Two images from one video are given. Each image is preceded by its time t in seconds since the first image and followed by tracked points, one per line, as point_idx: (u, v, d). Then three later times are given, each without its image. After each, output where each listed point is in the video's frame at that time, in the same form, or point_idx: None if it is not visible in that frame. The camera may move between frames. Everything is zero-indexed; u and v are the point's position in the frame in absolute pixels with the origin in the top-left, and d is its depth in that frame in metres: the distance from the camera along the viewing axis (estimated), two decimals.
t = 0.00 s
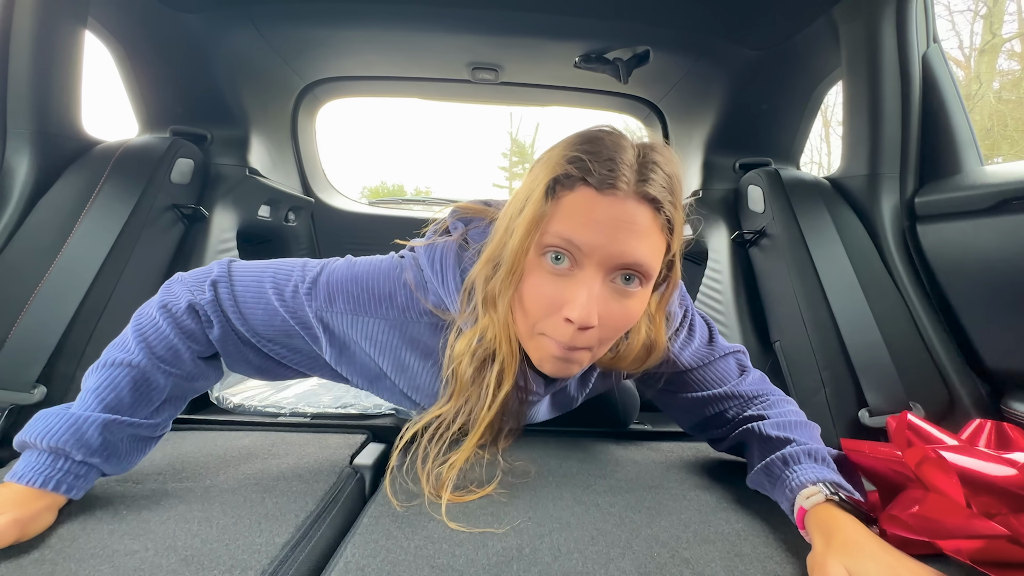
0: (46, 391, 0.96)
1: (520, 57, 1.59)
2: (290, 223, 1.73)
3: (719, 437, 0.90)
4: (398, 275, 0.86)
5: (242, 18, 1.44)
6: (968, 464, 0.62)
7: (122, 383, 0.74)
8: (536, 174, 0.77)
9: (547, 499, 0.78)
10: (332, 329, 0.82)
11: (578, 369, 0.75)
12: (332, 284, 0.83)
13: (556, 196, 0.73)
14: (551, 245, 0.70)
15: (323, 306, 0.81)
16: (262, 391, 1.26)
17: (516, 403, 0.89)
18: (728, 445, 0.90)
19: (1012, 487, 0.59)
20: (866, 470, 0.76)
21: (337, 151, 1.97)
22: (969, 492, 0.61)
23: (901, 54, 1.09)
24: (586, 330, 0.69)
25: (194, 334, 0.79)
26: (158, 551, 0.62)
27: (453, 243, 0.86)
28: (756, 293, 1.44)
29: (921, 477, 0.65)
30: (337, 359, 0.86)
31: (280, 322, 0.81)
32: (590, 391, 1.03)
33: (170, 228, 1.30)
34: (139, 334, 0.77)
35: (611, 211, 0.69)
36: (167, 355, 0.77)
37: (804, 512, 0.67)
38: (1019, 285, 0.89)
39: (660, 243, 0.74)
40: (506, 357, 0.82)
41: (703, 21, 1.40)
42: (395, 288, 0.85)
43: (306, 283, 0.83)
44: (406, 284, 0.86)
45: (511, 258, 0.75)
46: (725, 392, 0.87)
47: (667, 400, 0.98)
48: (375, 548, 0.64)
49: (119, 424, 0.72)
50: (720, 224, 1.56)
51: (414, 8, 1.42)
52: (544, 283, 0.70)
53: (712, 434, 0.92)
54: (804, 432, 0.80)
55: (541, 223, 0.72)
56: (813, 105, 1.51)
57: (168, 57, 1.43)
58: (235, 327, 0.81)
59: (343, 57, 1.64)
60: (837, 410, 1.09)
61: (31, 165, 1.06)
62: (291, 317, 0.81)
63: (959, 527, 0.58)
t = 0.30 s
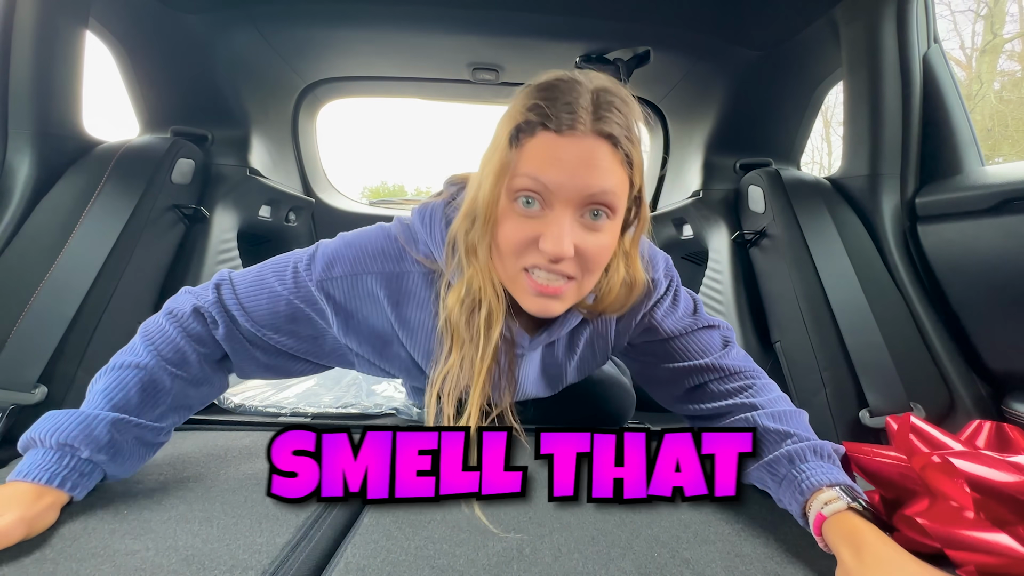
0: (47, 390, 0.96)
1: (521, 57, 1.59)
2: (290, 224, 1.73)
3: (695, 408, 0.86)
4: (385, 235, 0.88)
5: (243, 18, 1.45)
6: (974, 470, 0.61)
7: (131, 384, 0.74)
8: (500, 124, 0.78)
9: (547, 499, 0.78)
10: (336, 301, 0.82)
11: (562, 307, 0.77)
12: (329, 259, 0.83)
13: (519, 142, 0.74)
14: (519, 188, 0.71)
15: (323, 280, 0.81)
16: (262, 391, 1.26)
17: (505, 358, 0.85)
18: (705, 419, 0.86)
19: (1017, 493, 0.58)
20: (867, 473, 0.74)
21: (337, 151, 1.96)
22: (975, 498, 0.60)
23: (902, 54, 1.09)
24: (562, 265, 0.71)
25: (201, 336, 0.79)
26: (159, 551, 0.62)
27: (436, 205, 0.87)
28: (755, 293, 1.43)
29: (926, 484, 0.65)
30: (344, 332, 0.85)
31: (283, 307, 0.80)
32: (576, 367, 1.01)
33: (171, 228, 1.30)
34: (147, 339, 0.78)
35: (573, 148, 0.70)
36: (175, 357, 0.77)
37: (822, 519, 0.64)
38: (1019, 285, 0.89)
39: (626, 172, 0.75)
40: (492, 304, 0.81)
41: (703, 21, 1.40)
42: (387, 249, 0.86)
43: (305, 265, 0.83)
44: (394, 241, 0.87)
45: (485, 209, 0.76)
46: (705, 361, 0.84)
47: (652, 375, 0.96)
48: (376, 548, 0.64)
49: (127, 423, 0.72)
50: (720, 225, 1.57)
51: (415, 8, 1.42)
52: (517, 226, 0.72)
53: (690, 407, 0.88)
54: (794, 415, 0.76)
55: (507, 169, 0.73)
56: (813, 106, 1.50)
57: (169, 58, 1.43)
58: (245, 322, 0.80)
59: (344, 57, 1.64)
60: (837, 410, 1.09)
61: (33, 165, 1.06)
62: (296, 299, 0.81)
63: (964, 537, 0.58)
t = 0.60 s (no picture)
0: (46, 391, 0.96)
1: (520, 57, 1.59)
2: (290, 224, 1.72)
3: (674, 393, 0.86)
4: (356, 220, 0.93)
5: (243, 18, 1.45)
6: (970, 463, 0.63)
7: (147, 395, 0.76)
8: (451, 86, 0.83)
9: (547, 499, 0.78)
10: (329, 298, 0.86)
11: (527, 256, 0.80)
12: (314, 261, 0.88)
13: (471, 98, 0.79)
14: (475, 135, 0.76)
15: (313, 281, 0.86)
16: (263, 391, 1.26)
17: (472, 318, 0.89)
18: (685, 405, 0.85)
19: (1015, 485, 0.60)
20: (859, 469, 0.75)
21: (337, 151, 1.95)
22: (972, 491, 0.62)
23: (902, 53, 1.09)
24: (523, 206, 0.75)
25: (217, 357, 0.82)
26: (159, 551, 0.62)
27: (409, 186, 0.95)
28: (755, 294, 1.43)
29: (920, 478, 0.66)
30: (340, 328, 0.89)
31: (282, 315, 0.85)
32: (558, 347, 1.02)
33: (170, 228, 1.30)
34: (172, 358, 0.82)
35: (522, 97, 0.75)
36: (191, 372, 0.80)
37: (820, 520, 0.64)
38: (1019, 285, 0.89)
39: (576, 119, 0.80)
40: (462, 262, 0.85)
41: (703, 21, 1.40)
42: (357, 233, 0.90)
43: (296, 274, 0.88)
44: (365, 223, 0.92)
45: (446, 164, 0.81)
46: (684, 343, 0.84)
47: (633, 359, 0.96)
48: (376, 548, 0.64)
49: (138, 427, 0.73)
50: (720, 224, 1.56)
51: (415, 8, 1.42)
52: (477, 171, 0.76)
53: (668, 391, 0.88)
54: (775, 404, 0.76)
55: (463, 121, 0.78)
56: (813, 105, 1.50)
57: (168, 57, 1.43)
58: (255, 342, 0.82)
59: (345, 57, 1.64)
60: (837, 410, 1.09)
61: (32, 165, 1.06)
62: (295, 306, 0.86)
63: (965, 522, 0.59)
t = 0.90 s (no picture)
0: (46, 391, 0.96)
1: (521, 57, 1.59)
2: (290, 224, 1.72)
3: (668, 401, 0.85)
4: (348, 235, 0.97)
5: (244, 18, 1.45)
6: (969, 466, 0.63)
7: (161, 407, 0.76)
8: (419, 101, 0.85)
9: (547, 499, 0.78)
10: (329, 313, 0.86)
11: (510, 258, 0.80)
12: (311, 278, 0.90)
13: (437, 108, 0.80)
14: (444, 143, 0.76)
15: (313, 297, 0.87)
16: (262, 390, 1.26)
17: (455, 321, 0.92)
18: (679, 412, 0.84)
19: (1014, 488, 0.60)
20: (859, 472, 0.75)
21: (337, 151, 1.96)
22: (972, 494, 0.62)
23: (902, 53, 1.09)
24: (498, 206, 0.75)
25: (229, 374, 0.82)
26: (159, 551, 0.62)
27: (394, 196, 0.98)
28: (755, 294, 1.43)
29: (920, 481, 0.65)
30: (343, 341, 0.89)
31: (287, 332, 0.84)
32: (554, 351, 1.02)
33: (171, 228, 1.30)
34: (192, 375, 0.82)
35: (484, 99, 0.76)
36: (205, 387, 0.80)
37: (811, 525, 0.64)
38: (1019, 285, 0.89)
39: (543, 116, 0.80)
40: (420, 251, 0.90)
41: (703, 21, 1.40)
42: (349, 245, 0.94)
43: (296, 294, 0.89)
44: (353, 236, 0.96)
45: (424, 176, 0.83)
46: (679, 352, 0.83)
47: (628, 366, 0.95)
48: (375, 548, 0.64)
49: (150, 437, 0.73)
50: (720, 225, 1.56)
51: (415, 8, 1.42)
52: (450, 178, 0.77)
53: (661, 398, 0.87)
54: (768, 411, 0.76)
55: (433, 133, 0.79)
56: (813, 106, 1.49)
57: (169, 58, 1.43)
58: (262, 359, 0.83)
59: (345, 57, 1.64)
60: (836, 410, 1.09)
61: (32, 165, 1.06)
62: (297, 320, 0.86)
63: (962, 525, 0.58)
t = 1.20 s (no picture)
0: (47, 391, 0.96)
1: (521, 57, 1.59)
2: (291, 224, 1.73)
3: (672, 398, 0.85)
4: (348, 236, 0.96)
5: (244, 18, 1.45)
6: (970, 466, 0.63)
7: (159, 405, 0.76)
8: (421, 106, 0.85)
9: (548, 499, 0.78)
10: (330, 315, 0.86)
11: (499, 265, 0.79)
12: (312, 280, 0.90)
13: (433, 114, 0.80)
14: (436, 149, 0.76)
15: (313, 299, 0.87)
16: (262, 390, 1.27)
17: (456, 325, 0.92)
18: (683, 409, 0.84)
19: (1014, 488, 0.60)
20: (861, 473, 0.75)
21: (337, 151, 1.96)
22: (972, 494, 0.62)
23: (902, 53, 1.08)
24: (485, 215, 0.75)
25: (228, 374, 0.82)
26: (159, 551, 0.62)
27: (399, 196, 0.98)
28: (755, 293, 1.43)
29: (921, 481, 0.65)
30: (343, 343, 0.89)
31: (286, 333, 0.85)
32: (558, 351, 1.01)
33: (171, 228, 1.30)
34: (190, 375, 0.81)
35: (478, 106, 0.75)
36: (205, 385, 0.80)
37: (819, 524, 0.63)
38: (1019, 285, 0.89)
39: (541, 126, 0.79)
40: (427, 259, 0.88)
41: (704, 21, 1.40)
42: (350, 247, 0.92)
43: (296, 296, 0.89)
44: (355, 238, 0.95)
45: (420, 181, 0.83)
46: (680, 349, 0.83)
47: (632, 364, 0.95)
48: (375, 548, 0.64)
49: (147, 435, 0.73)
50: (720, 224, 1.56)
51: (415, 9, 1.42)
52: (441, 184, 0.77)
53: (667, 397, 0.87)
54: (773, 408, 0.75)
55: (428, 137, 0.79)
56: (813, 106, 1.49)
57: (169, 58, 1.43)
58: (262, 361, 0.83)
59: (345, 57, 1.64)
60: (837, 410, 1.09)
61: (32, 165, 1.06)
62: (297, 322, 0.86)
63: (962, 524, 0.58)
